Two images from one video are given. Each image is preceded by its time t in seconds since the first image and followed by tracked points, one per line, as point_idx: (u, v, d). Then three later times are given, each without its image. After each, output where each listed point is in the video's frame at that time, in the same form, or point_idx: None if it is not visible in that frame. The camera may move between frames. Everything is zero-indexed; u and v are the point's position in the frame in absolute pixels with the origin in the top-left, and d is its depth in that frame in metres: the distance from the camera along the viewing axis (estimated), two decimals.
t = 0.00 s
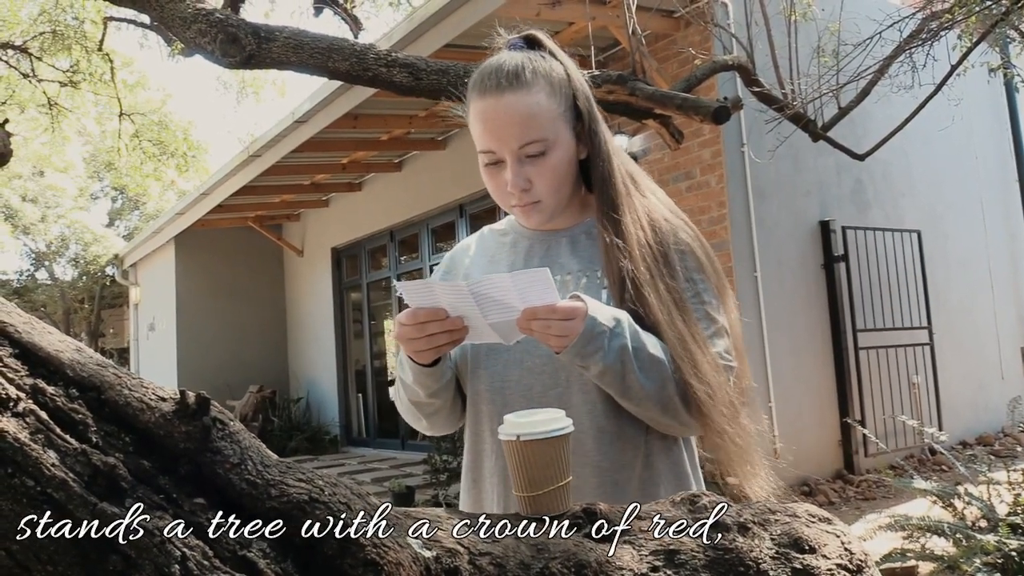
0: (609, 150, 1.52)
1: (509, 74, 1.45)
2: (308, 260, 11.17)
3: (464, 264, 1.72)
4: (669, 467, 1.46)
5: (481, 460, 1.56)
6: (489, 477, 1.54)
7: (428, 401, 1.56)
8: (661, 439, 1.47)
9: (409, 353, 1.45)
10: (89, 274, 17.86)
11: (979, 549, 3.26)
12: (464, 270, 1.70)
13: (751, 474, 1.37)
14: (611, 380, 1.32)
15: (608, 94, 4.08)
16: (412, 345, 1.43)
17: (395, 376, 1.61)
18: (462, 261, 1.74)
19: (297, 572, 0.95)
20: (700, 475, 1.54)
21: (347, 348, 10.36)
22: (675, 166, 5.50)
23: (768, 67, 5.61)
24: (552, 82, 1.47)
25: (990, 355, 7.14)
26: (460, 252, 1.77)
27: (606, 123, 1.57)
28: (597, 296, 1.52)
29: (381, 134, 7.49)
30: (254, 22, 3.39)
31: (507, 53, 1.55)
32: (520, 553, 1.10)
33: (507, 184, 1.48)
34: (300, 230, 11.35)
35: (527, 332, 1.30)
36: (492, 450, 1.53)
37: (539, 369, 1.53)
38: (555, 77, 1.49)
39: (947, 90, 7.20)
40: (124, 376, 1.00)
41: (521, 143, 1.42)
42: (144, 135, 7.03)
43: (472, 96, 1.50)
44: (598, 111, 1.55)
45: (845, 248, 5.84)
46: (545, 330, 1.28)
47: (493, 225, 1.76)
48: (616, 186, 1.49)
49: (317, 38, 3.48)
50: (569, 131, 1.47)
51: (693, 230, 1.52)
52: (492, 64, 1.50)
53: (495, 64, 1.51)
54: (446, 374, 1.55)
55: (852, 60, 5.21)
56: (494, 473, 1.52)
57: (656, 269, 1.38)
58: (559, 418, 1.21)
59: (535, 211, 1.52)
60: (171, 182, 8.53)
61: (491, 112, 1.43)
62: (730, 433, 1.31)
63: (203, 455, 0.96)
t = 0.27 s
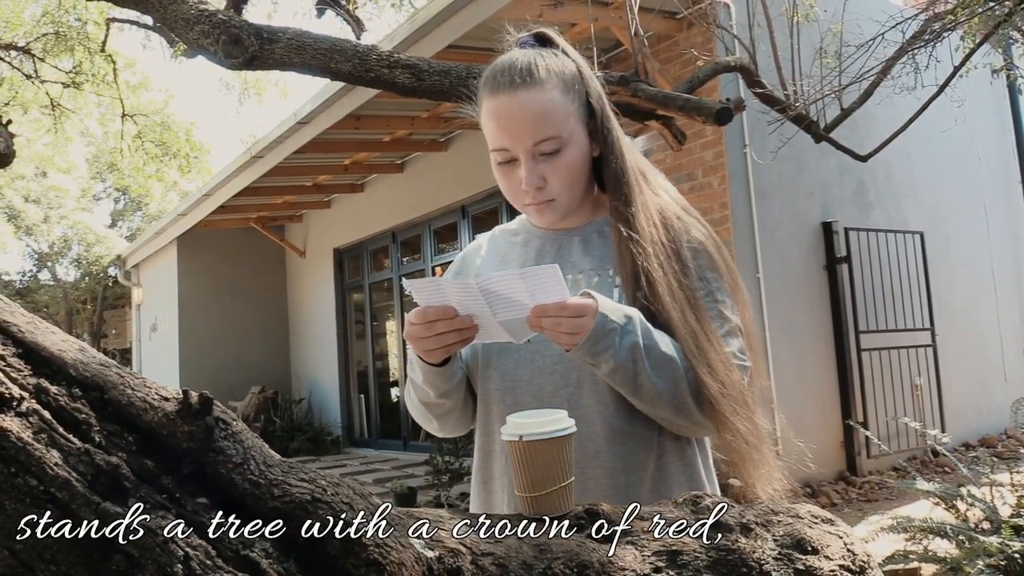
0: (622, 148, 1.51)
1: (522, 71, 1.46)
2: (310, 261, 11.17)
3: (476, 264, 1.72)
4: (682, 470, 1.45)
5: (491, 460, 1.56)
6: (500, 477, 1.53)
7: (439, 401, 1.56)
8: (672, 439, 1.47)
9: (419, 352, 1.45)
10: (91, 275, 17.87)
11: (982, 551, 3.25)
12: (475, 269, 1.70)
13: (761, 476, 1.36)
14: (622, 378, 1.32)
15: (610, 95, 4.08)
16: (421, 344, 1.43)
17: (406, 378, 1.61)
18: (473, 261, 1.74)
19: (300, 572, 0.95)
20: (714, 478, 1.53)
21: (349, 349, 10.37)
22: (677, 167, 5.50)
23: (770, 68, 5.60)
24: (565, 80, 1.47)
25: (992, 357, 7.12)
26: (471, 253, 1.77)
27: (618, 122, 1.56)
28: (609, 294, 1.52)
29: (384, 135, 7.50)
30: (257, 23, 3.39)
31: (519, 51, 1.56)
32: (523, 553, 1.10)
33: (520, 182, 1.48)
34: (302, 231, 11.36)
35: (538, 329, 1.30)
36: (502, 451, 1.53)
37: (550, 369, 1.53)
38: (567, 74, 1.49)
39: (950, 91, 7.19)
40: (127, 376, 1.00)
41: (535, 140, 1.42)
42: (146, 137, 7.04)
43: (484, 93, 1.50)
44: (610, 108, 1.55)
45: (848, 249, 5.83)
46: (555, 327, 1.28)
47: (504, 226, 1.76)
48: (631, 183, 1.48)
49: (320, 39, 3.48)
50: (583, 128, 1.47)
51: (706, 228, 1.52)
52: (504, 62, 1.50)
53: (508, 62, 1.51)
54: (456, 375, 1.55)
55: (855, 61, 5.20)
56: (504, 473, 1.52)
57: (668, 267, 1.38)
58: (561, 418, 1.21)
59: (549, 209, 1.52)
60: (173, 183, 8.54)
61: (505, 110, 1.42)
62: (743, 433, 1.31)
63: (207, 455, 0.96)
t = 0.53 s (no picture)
0: (635, 145, 1.52)
1: (534, 67, 1.46)
2: (312, 261, 11.18)
3: (489, 262, 1.72)
4: (694, 470, 1.44)
5: (502, 459, 1.55)
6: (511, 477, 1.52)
7: (448, 398, 1.56)
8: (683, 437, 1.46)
9: (429, 347, 1.45)
10: (93, 275, 17.89)
11: (986, 551, 3.24)
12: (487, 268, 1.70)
13: (768, 476, 1.36)
14: (634, 376, 1.31)
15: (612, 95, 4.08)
16: (432, 338, 1.43)
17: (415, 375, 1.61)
18: (485, 260, 1.74)
19: (303, 571, 0.95)
20: (726, 477, 1.52)
21: (351, 349, 10.37)
22: (680, 167, 5.50)
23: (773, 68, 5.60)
24: (577, 76, 1.47)
25: (995, 357, 7.11)
26: (483, 251, 1.77)
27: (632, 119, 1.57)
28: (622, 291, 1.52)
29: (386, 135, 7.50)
30: (260, 23, 3.40)
31: (533, 48, 1.56)
32: (525, 553, 1.10)
33: (531, 179, 1.48)
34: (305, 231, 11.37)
35: (549, 325, 1.30)
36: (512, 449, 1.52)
37: (561, 366, 1.53)
38: (580, 70, 1.49)
39: (953, 90, 7.18)
40: (130, 374, 1.00)
41: (546, 136, 1.42)
42: (148, 137, 7.05)
43: (497, 89, 1.50)
44: (623, 106, 1.54)
45: (850, 249, 5.82)
46: (567, 322, 1.28)
47: (515, 224, 1.76)
48: (643, 181, 1.49)
49: (322, 39, 3.48)
50: (595, 125, 1.47)
51: (719, 227, 1.52)
52: (517, 58, 1.50)
53: (520, 58, 1.51)
54: (467, 371, 1.55)
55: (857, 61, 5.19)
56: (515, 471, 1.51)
57: (682, 265, 1.38)
58: (564, 417, 1.21)
59: (560, 206, 1.51)
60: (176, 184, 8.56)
61: (517, 105, 1.42)
62: (751, 432, 1.31)
63: (209, 454, 0.96)
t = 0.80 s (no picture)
0: (646, 143, 1.51)
1: (545, 64, 1.46)
2: (314, 261, 11.19)
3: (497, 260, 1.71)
4: (702, 469, 1.44)
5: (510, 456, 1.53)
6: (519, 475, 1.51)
7: (455, 395, 1.55)
8: (691, 436, 1.46)
9: (437, 343, 1.44)
10: (96, 275, 17.95)
11: (988, 550, 3.24)
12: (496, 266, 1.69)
13: (775, 475, 1.35)
14: (644, 373, 1.31)
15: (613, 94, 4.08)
16: (439, 334, 1.42)
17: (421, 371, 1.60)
18: (493, 259, 1.73)
19: (305, 571, 0.95)
20: (733, 476, 1.52)
21: (353, 349, 10.38)
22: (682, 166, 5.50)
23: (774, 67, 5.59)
24: (588, 74, 1.47)
25: (997, 357, 7.10)
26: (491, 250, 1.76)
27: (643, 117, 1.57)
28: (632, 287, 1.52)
29: (387, 135, 7.50)
30: (261, 23, 3.39)
31: (543, 45, 1.56)
32: (528, 552, 1.10)
33: (540, 175, 1.48)
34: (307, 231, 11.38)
35: (559, 321, 1.29)
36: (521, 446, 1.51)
37: (571, 362, 1.53)
38: (591, 67, 1.49)
39: (955, 89, 7.17)
40: (132, 373, 1.01)
41: (555, 132, 1.42)
42: (150, 137, 7.06)
43: (507, 85, 1.50)
44: (634, 104, 1.54)
45: (853, 248, 5.82)
46: (577, 318, 1.27)
47: (523, 223, 1.76)
48: (654, 179, 1.49)
49: (323, 39, 3.48)
50: (604, 122, 1.47)
51: (728, 225, 1.52)
52: (527, 55, 1.50)
53: (531, 55, 1.51)
54: (475, 368, 1.54)
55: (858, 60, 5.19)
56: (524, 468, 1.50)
57: (691, 262, 1.38)
58: (567, 416, 1.21)
59: (568, 203, 1.51)
60: (177, 184, 8.56)
61: (526, 101, 1.42)
62: (758, 431, 1.30)
63: (212, 453, 0.96)
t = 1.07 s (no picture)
0: (655, 139, 1.51)
1: (555, 58, 1.45)
2: (316, 261, 11.19)
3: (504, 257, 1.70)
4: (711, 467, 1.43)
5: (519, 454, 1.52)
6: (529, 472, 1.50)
7: (463, 392, 1.54)
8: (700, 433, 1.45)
9: (445, 338, 1.43)
10: (98, 276, 17.99)
11: (992, 548, 3.23)
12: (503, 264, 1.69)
13: (781, 472, 1.35)
14: (654, 369, 1.30)
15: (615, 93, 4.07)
16: (447, 330, 1.41)
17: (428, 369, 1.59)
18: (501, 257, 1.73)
19: (308, 569, 0.95)
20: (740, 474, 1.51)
21: (355, 349, 10.38)
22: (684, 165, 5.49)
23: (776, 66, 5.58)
24: (597, 69, 1.47)
25: (1000, 355, 7.08)
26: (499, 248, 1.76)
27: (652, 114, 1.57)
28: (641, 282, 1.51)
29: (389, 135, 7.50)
30: (262, 23, 3.39)
31: (553, 41, 1.56)
32: (531, 551, 1.10)
33: (549, 170, 1.47)
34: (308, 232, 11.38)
35: (569, 315, 1.28)
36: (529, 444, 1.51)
37: (580, 359, 1.52)
38: (600, 63, 1.49)
39: (957, 87, 7.15)
40: (133, 372, 1.00)
41: (565, 126, 1.41)
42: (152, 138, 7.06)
43: (517, 80, 1.49)
44: (643, 100, 1.54)
45: (855, 246, 5.81)
46: (587, 313, 1.26)
47: (530, 222, 1.75)
48: (664, 175, 1.49)
49: (324, 38, 3.48)
50: (614, 117, 1.47)
51: (735, 222, 1.51)
52: (537, 50, 1.50)
53: (541, 50, 1.51)
54: (482, 365, 1.54)
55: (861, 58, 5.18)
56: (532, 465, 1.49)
57: (701, 257, 1.38)
58: (568, 416, 1.20)
59: (577, 198, 1.50)
60: (179, 184, 8.56)
61: (537, 95, 1.42)
62: (765, 428, 1.30)
63: (214, 452, 0.96)
